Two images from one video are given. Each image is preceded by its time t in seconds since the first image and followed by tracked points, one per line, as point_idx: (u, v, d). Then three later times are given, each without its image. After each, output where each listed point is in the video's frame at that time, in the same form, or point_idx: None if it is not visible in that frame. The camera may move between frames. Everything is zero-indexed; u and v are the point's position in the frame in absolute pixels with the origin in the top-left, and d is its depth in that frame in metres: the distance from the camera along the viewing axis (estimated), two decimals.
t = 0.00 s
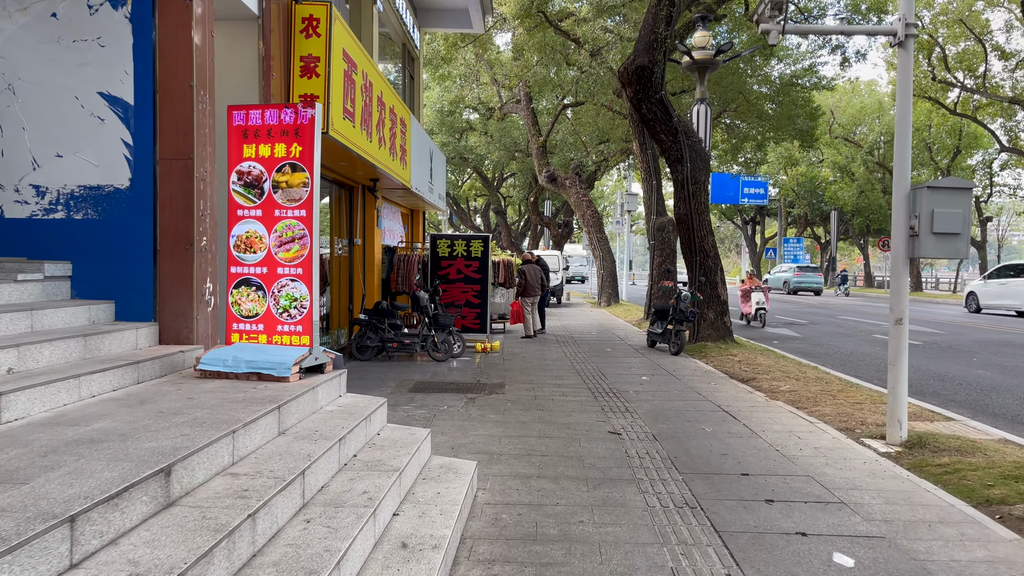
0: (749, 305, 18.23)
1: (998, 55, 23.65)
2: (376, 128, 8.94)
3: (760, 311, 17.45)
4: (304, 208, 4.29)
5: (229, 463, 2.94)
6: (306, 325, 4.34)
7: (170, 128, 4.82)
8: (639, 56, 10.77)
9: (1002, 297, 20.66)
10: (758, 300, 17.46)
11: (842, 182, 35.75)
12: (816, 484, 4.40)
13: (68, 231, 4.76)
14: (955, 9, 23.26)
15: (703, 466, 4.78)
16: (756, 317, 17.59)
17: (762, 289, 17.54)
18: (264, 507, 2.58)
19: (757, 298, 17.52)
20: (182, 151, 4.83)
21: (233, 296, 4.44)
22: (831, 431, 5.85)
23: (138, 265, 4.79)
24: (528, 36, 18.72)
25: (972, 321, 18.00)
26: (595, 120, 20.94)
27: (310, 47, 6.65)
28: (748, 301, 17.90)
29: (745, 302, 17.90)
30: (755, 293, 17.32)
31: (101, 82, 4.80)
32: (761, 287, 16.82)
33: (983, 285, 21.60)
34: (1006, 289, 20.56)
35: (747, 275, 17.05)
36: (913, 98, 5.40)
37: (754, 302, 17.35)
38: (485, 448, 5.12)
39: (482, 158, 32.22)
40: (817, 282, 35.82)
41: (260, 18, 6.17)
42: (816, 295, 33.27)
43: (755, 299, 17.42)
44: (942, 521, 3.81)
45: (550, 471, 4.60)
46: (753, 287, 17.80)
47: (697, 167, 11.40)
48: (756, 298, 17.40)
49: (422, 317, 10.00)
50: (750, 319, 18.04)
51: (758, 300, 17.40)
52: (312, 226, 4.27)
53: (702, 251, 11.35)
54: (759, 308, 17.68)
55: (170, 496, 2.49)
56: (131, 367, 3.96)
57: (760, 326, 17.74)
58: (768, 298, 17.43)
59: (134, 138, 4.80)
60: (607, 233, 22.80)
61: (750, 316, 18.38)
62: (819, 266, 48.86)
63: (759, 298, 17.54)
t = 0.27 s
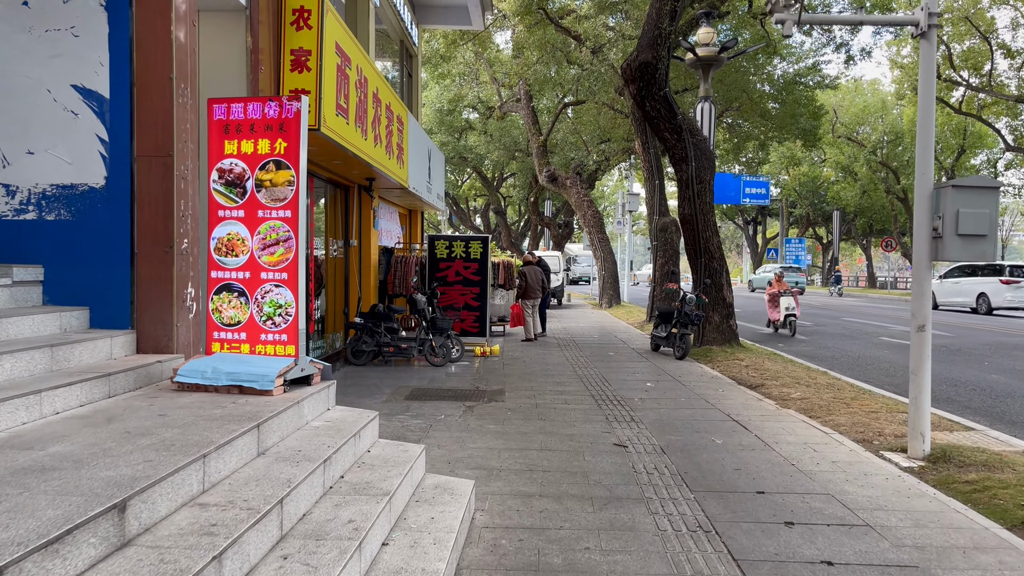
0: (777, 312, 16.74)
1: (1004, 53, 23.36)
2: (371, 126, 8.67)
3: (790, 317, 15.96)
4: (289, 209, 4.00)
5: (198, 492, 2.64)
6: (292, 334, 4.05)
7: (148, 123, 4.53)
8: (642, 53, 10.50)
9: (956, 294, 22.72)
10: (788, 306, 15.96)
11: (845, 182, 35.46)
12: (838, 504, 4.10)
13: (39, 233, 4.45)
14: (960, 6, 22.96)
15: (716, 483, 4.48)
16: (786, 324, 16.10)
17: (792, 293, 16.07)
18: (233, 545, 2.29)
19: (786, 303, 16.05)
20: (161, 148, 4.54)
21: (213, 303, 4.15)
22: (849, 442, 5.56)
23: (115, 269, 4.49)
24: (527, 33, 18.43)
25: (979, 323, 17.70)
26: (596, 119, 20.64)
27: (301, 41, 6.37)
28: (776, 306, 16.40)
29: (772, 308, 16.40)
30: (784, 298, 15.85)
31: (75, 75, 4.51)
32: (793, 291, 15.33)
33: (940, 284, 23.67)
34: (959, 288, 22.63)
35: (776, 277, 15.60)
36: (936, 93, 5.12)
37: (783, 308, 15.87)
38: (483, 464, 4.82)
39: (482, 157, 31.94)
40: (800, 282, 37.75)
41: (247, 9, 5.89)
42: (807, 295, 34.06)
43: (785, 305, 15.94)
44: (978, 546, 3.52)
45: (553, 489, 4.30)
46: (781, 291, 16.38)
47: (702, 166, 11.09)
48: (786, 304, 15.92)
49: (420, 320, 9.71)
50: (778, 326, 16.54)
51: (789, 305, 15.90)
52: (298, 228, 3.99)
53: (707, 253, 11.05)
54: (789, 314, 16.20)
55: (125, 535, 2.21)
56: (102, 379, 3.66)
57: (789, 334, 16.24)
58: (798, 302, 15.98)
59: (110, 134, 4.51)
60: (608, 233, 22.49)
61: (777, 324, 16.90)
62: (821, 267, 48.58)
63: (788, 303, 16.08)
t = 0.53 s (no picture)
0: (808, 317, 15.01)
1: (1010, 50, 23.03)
2: (365, 119, 8.38)
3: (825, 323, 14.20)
4: (268, 199, 3.71)
5: (153, 513, 2.36)
6: (271, 335, 3.76)
7: (121, 109, 4.23)
8: (645, 45, 10.23)
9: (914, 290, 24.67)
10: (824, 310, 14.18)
11: (847, 181, 35.17)
12: (860, 519, 3.80)
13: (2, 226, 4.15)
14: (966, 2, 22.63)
15: (728, 495, 4.18)
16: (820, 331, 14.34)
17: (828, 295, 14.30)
18: None
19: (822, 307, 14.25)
20: (134, 136, 4.24)
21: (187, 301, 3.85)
22: (867, 449, 5.26)
23: (84, 265, 4.19)
24: (527, 28, 18.14)
25: (987, 324, 17.37)
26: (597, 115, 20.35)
27: (289, 27, 6.07)
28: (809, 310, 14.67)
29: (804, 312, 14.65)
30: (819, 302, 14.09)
31: (42, 57, 4.21)
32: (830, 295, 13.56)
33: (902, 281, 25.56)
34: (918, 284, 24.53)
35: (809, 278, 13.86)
36: (960, 79, 4.83)
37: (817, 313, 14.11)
38: (479, 472, 4.52)
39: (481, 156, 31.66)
40: (784, 282, 39.32)
41: None
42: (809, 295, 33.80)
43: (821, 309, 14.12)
44: (1016, 567, 3.22)
45: (553, 502, 4.00)
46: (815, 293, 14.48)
47: (706, 162, 10.78)
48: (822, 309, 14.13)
49: (416, 320, 9.42)
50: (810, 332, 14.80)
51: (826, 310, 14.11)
52: (278, 221, 3.70)
53: (712, 250, 10.75)
54: (823, 319, 14.48)
55: (59, 567, 1.92)
56: (64, 384, 3.37)
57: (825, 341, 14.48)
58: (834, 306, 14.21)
59: (79, 121, 4.21)
60: (609, 232, 22.18)
61: (809, 329, 15.17)
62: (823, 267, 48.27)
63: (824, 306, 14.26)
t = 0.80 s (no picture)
0: (848, 325, 13.08)
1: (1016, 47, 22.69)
2: (359, 117, 8.10)
3: (868, 335, 12.48)
4: (245, 199, 3.42)
5: (100, 556, 2.07)
6: (248, 346, 3.47)
7: (90, 102, 3.94)
8: (649, 40, 9.94)
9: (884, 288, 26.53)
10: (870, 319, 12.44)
11: (850, 181, 34.85)
12: (886, 546, 3.51)
13: None
14: None
15: (741, 516, 3.90)
16: (863, 343, 12.64)
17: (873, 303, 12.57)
18: None
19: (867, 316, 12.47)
20: (104, 132, 3.95)
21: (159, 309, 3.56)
22: (886, 464, 4.97)
23: (51, 270, 3.90)
24: (527, 25, 17.82)
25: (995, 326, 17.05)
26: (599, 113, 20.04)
27: (277, 18, 5.83)
28: (849, 318, 12.92)
29: (844, 320, 12.89)
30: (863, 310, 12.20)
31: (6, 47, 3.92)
32: (880, 302, 11.85)
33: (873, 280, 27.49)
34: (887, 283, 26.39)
35: (852, 284, 12.18)
36: (987, 72, 4.55)
37: (860, 322, 12.40)
38: (475, 491, 4.23)
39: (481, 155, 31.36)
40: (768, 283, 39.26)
41: None
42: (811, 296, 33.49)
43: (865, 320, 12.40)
44: None
45: (554, 526, 3.71)
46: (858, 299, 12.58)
47: (711, 161, 10.47)
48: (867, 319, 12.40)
49: (412, 323, 9.13)
50: (850, 343, 13.09)
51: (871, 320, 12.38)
52: (257, 222, 3.41)
53: (717, 252, 10.45)
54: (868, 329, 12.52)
55: None
56: (19, 401, 3.08)
57: (866, 354, 12.79)
58: (879, 315, 12.49)
59: (46, 115, 3.92)
60: (611, 232, 21.85)
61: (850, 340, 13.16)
62: (825, 268, 47.91)
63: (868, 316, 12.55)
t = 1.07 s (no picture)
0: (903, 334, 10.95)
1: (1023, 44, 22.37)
2: (354, 110, 7.83)
3: (928, 347, 10.29)
4: (223, 189, 3.15)
5: None
6: (226, 349, 3.20)
7: (58, 87, 3.67)
8: (653, 33, 9.66)
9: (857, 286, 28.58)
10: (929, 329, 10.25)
11: (853, 181, 34.54)
12: (919, 566, 3.23)
13: None
14: None
15: (760, 532, 3.62)
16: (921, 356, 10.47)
17: (934, 309, 10.35)
18: None
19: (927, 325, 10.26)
20: (73, 118, 3.68)
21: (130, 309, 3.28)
22: (910, 474, 4.69)
23: (17, 267, 3.63)
24: (528, 21, 17.52)
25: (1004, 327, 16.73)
26: (600, 109, 19.73)
27: (266, 3, 5.56)
28: (904, 327, 10.71)
29: (898, 329, 10.73)
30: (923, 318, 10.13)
31: None
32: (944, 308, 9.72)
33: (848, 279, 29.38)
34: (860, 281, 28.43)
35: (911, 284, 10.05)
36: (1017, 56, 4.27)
37: (917, 330, 10.22)
38: (474, 504, 3.95)
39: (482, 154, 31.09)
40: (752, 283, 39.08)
41: None
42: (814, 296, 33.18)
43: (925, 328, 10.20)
44: None
45: (559, 543, 3.43)
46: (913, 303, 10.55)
47: (718, 156, 10.18)
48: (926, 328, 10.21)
49: (410, 324, 8.85)
50: (903, 356, 10.96)
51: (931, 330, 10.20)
52: (235, 213, 3.14)
53: (724, 250, 10.16)
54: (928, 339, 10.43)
55: None
56: None
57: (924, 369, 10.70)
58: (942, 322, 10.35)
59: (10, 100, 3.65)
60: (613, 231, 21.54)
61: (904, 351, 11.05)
62: (827, 268, 47.56)
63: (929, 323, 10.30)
